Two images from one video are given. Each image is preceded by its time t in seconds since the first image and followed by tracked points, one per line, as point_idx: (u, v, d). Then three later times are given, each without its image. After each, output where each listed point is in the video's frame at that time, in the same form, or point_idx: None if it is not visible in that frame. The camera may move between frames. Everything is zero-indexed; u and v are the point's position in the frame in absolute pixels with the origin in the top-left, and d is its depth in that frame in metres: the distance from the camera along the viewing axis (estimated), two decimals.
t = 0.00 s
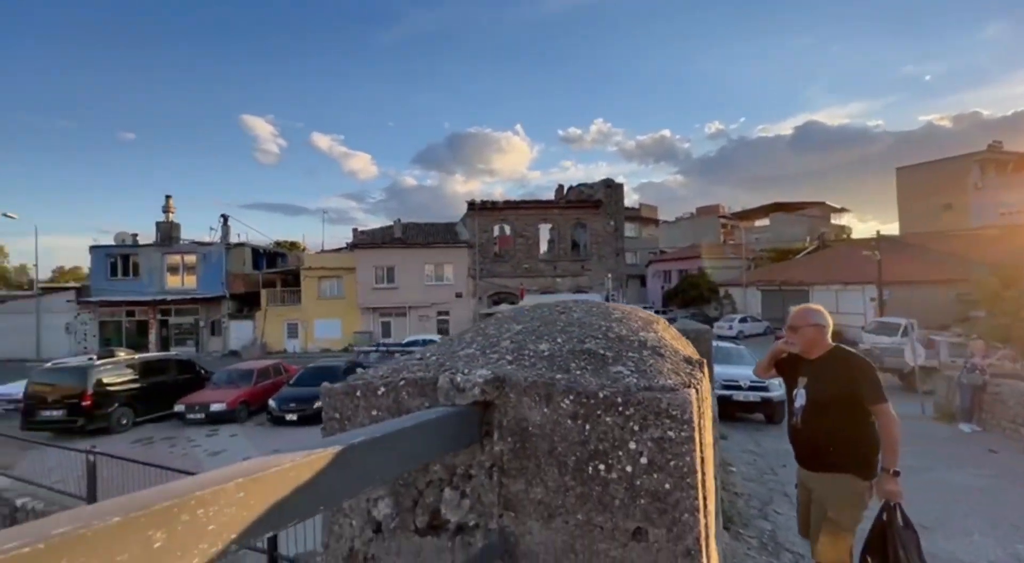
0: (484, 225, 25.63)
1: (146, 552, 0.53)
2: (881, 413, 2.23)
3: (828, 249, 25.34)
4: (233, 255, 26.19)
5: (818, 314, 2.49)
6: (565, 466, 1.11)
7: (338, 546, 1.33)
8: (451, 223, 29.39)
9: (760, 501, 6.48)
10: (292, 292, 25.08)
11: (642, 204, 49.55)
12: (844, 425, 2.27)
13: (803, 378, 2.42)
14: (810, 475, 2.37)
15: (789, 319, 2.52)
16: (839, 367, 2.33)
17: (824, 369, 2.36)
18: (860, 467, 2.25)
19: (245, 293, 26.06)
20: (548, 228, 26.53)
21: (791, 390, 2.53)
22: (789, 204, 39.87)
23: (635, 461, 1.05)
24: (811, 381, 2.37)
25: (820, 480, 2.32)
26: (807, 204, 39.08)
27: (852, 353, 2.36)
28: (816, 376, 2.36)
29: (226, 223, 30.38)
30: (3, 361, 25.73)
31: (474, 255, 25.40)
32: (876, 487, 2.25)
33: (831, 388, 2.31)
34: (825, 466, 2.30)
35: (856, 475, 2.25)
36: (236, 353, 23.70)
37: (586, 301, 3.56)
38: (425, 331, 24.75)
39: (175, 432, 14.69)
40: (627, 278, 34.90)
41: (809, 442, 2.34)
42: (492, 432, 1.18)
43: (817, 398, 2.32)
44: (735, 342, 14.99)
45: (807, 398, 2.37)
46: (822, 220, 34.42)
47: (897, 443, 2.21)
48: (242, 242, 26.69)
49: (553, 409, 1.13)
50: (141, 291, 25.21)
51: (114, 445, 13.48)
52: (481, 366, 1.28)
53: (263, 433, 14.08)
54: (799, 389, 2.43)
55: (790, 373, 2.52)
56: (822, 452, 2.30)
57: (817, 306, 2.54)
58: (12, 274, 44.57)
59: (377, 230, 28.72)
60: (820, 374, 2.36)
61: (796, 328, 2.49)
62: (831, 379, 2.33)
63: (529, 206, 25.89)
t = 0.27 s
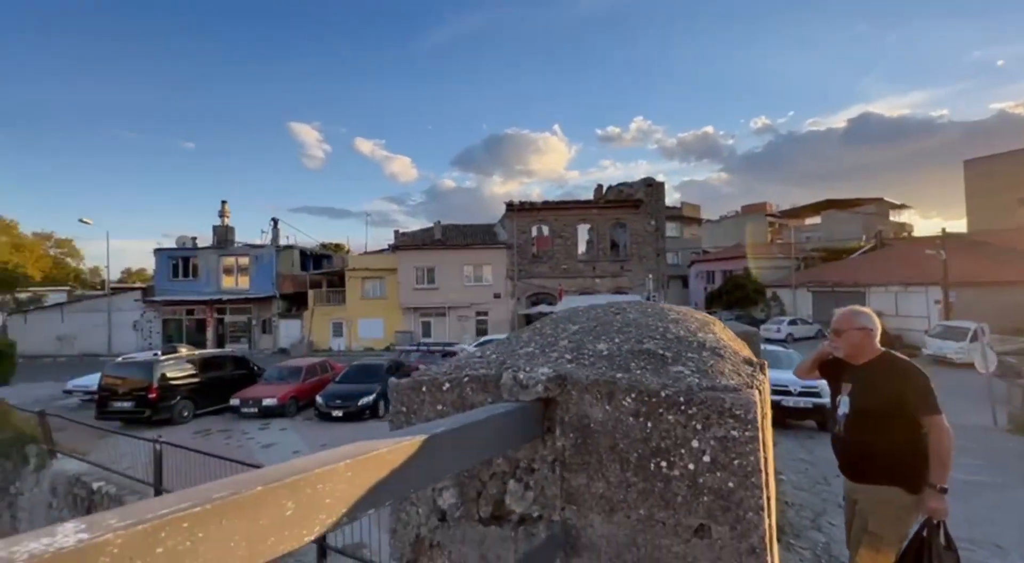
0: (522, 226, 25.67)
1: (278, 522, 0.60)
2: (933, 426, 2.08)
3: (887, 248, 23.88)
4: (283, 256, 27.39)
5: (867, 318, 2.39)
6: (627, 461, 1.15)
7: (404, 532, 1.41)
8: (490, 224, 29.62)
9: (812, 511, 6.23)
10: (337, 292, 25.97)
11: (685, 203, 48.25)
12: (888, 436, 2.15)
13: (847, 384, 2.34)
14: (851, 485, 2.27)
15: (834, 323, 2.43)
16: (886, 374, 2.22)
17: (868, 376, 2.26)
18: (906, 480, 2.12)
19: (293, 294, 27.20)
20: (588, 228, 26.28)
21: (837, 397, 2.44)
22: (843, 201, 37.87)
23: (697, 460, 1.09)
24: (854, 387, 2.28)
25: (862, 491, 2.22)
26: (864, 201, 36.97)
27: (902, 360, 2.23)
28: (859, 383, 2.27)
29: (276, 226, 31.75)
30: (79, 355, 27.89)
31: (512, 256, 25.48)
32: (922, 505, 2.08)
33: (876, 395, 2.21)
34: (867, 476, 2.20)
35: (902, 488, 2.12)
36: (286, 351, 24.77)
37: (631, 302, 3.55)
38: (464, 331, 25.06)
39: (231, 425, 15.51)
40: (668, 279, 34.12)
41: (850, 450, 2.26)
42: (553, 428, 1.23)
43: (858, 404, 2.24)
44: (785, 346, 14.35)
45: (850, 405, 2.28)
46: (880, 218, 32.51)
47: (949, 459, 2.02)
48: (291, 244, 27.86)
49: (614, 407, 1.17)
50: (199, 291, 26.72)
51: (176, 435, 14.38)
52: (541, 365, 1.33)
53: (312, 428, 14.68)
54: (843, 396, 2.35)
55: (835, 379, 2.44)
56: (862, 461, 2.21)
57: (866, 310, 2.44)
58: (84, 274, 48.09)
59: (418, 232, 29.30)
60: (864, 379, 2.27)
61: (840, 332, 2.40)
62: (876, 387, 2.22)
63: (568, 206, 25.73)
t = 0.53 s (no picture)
0: (564, 227, 25.54)
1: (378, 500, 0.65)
2: (997, 440, 1.90)
3: (960, 247, 22.17)
4: (332, 258, 28.48)
5: (927, 320, 2.23)
6: (689, 461, 1.16)
7: (466, 522, 1.47)
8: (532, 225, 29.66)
9: (874, 527, 5.89)
10: (383, 292, 26.74)
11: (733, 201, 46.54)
12: (940, 448, 2.02)
13: (900, 391, 2.22)
14: (902, 498, 2.16)
15: (886, 327, 2.30)
16: (943, 382, 2.08)
17: (924, 384, 2.13)
18: (963, 497, 1.97)
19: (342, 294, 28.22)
20: (631, 228, 25.83)
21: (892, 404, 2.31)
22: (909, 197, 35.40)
23: (763, 461, 1.10)
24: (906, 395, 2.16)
25: (910, 505, 2.11)
26: (932, 197, 34.46)
27: (963, 368, 2.08)
28: (914, 391, 2.14)
29: (325, 229, 33.03)
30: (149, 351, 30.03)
31: (554, 256, 25.40)
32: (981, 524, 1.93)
33: (930, 404, 2.08)
34: (917, 490, 2.08)
35: (958, 503, 1.98)
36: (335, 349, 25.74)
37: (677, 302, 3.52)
38: (505, 332, 25.21)
39: (285, 418, 16.27)
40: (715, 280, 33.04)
41: (904, 462, 2.13)
42: (613, 426, 1.25)
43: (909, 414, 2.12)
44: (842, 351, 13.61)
45: (901, 414, 2.17)
46: (951, 214, 30.20)
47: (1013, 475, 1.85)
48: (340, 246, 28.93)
49: (675, 407, 1.18)
50: (256, 291, 28.17)
51: (235, 427, 15.23)
52: (600, 364, 1.35)
53: (360, 424, 15.19)
54: (896, 404, 2.23)
55: (891, 385, 2.31)
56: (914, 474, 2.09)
57: (927, 312, 2.27)
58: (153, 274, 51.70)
59: (461, 233, 29.72)
60: (918, 386, 2.14)
61: (894, 336, 2.26)
62: (931, 396, 2.09)
63: (610, 206, 25.39)
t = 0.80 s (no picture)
0: (609, 227, 25.19)
1: (464, 483, 0.70)
2: None
3: None
4: (380, 259, 29.39)
5: (998, 325, 2.05)
6: (756, 463, 1.15)
7: (524, 516, 1.49)
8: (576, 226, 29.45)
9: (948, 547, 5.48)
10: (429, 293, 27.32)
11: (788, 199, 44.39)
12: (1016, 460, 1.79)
13: (969, 401, 2.02)
14: (965, 512, 1.92)
15: (950, 331, 2.12)
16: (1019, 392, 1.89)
17: (997, 392, 1.93)
18: None
19: (389, 294, 29.06)
20: (678, 228, 25.14)
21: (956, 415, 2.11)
22: (989, 192, 32.59)
23: (836, 465, 1.08)
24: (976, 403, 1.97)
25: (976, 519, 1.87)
26: (1016, 191, 31.53)
27: None
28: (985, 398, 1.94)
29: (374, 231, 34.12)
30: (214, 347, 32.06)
31: (598, 257, 25.10)
32: None
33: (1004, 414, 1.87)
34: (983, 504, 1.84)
35: None
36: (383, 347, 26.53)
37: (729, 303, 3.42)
38: (549, 333, 25.15)
39: (336, 413, 16.94)
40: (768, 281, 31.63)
41: (970, 473, 1.89)
42: (674, 425, 1.25)
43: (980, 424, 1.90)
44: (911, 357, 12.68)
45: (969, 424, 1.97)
46: None
47: None
48: (387, 248, 29.80)
49: (742, 407, 1.17)
50: (309, 291, 29.47)
51: (291, 420, 16.02)
52: (661, 363, 1.34)
53: (406, 420, 15.59)
54: (963, 414, 2.03)
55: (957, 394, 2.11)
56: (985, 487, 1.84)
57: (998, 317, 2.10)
58: (217, 275, 55.11)
59: (504, 234, 29.92)
60: (991, 395, 1.94)
61: (960, 342, 2.08)
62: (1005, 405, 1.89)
63: (657, 205, 24.81)
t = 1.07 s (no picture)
0: (657, 227, 24.56)
1: (535, 472, 0.73)
2: None
3: None
4: (428, 260, 30.03)
5: None
6: (827, 470, 1.12)
7: (580, 514, 1.50)
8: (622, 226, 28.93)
9: None
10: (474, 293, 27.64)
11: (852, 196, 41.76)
12: None
13: None
14: None
15: None
16: None
17: None
18: None
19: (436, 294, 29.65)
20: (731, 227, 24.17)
21: None
22: None
23: (919, 476, 1.03)
24: None
25: None
26: None
27: None
28: None
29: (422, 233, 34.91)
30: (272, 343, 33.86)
31: (645, 258, 24.54)
32: None
33: None
34: None
35: None
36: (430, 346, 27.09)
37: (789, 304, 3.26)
38: (594, 334, 24.85)
39: (386, 409, 17.47)
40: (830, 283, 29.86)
41: None
42: (738, 427, 1.22)
43: None
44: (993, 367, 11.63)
45: None
46: None
47: None
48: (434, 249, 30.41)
49: (812, 411, 1.13)
50: (361, 290, 30.51)
51: (343, 414, 16.67)
52: (723, 364, 1.31)
53: (452, 419, 15.86)
54: None
55: None
56: None
57: None
58: (276, 276, 58.11)
59: (549, 235, 29.83)
60: None
61: None
62: None
63: (707, 203, 23.95)
